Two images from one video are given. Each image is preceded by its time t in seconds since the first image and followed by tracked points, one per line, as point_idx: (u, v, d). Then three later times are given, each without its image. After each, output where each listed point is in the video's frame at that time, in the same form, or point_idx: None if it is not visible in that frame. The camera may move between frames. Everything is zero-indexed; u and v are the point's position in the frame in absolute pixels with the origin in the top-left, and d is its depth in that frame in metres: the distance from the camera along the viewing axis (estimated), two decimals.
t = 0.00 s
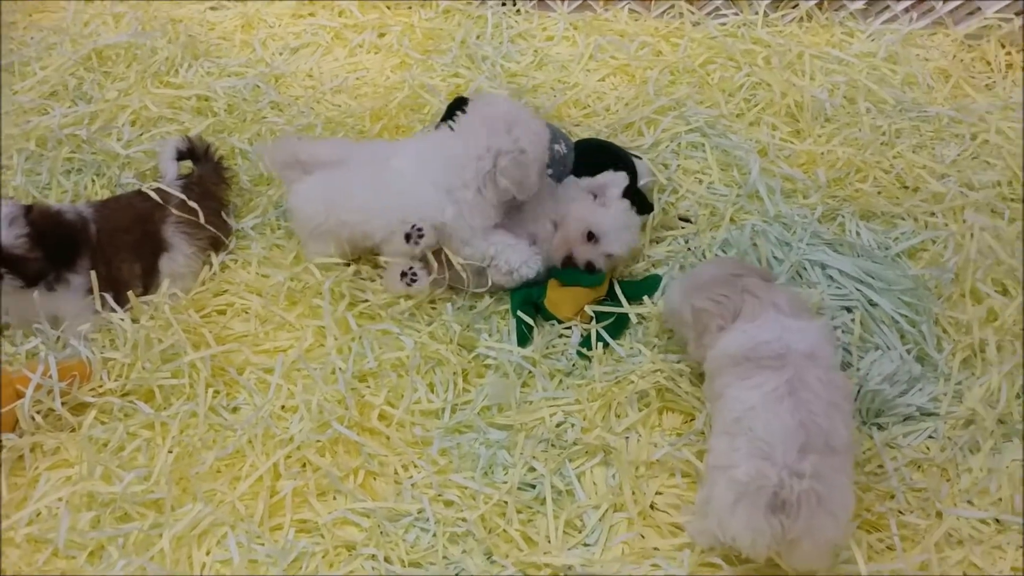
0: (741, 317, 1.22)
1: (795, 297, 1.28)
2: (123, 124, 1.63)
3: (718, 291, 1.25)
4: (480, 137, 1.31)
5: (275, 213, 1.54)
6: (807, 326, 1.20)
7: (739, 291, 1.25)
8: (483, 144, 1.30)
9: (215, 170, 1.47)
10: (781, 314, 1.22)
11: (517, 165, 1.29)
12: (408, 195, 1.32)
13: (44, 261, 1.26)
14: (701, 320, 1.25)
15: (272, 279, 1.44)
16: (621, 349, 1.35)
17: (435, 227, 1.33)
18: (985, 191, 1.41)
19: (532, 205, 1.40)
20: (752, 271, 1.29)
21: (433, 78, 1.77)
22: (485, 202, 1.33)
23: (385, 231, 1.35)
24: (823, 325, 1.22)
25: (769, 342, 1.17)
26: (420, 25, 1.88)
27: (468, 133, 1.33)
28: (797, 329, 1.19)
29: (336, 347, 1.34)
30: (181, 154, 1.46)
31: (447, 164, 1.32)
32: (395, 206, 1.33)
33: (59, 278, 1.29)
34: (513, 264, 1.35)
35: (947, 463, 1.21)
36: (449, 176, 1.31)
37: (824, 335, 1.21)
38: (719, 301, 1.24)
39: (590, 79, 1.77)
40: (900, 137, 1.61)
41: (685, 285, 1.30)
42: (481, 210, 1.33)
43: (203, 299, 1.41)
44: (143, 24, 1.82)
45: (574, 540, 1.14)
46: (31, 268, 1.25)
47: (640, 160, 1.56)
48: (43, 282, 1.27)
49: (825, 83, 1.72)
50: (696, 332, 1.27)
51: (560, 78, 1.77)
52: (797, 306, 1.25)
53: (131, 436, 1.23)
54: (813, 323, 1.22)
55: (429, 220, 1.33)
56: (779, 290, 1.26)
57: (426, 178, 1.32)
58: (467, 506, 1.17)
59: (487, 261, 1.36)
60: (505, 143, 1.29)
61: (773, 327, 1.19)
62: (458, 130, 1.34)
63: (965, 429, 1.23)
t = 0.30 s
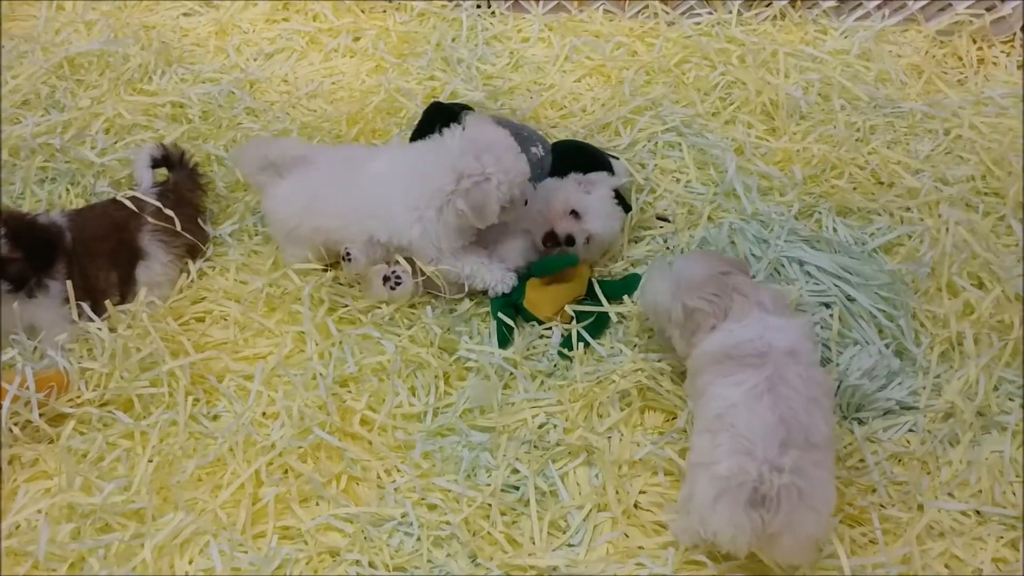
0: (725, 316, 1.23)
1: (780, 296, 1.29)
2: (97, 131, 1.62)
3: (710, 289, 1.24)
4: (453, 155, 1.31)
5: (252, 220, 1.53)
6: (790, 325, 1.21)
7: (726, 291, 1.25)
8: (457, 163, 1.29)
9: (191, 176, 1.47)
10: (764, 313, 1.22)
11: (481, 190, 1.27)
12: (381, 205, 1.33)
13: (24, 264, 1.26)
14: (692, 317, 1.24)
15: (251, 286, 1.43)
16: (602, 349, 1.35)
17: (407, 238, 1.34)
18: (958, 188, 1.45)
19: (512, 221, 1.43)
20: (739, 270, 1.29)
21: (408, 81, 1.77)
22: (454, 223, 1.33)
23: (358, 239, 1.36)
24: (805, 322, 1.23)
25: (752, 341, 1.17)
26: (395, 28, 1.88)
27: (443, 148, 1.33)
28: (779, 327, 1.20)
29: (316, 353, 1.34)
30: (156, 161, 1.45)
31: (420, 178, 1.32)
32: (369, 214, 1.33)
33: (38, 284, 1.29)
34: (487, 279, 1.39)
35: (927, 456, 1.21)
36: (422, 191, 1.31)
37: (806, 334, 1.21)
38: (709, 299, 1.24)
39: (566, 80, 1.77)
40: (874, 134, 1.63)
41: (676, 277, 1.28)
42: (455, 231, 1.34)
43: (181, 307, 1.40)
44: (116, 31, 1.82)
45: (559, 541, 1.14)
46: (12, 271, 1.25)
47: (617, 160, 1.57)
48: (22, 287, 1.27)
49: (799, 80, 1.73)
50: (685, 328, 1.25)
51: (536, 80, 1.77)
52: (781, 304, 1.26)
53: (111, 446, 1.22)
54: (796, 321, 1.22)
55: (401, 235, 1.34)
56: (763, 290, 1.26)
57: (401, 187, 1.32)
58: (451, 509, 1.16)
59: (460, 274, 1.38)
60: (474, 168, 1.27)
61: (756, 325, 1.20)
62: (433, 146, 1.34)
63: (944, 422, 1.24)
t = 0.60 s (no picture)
0: (710, 308, 1.23)
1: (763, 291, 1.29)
2: (81, 134, 1.61)
3: (692, 279, 1.24)
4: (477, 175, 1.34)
5: (238, 220, 1.53)
6: (775, 319, 1.22)
7: (708, 282, 1.25)
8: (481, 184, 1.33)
9: (175, 178, 1.46)
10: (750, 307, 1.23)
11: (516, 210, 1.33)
12: (389, 208, 1.33)
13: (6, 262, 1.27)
14: (670, 304, 1.23)
15: (238, 287, 1.43)
16: (590, 347, 1.35)
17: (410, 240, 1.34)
18: (942, 182, 1.51)
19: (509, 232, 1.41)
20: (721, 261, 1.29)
21: (394, 80, 1.76)
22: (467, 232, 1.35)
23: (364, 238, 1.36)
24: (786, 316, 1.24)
25: (740, 337, 1.18)
26: (380, 27, 1.88)
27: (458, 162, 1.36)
28: (767, 322, 1.20)
29: (304, 354, 1.34)
30: (140, 163, 1.45)
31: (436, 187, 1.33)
32: (377, 213, 1.33)
33: (21, 283, 1.29)
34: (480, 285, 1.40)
35: (915, 450, 1.21)
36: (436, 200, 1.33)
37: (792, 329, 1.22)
38: (690, 288, 1.23)
39: (552, 78, 1.77)
40: (859, 129, 1.63)
41: (658, 260, 1.26)
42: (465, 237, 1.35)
43: (167, 309, 1.39)
44: (98, 32, 1.81)
45: (549, 539, 1.14)
46: None
47: (603, 159, 1.57)
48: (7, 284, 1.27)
49: (784, 76, 1.73)
50: (663, 313, 1.25)
51: (522, 78, 1.77)
52: (765, 298, 1.26)
53: (98, 449, 1.21)
54: (782, 315, 1.23)
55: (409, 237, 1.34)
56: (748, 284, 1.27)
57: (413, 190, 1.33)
58: (441, 509, 1.16)
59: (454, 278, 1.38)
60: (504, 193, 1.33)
61: (743, 320, 1.20)
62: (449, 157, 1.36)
63: (932, 416, 1.24)
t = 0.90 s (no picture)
0: (697, 303, 1.23)
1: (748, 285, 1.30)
2: (74, 134, 1.61)
3: (677, 269, 1.24)
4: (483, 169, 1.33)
5: (232, 220, 1.52)
6: (765, 313, 1.22)
7: (696, 274, 1.25)
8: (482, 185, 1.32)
9: (168, 178, 1.46)
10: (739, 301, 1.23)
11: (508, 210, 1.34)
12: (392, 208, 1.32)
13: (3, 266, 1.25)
14: (653, 290, 1.24)
15: (232, 287, 1.43)
16: (585, 344, 1.35)
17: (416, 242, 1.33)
18: (934, 178, 1.51)
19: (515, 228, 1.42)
20: (709, 252, 1.29)
21: (387, 79, 1.76)
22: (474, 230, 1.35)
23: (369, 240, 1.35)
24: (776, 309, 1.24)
25: (729, 334, 1.18)
26: (372, 26, 1.88)
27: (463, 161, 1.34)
28: (757, 316, 1.21)
29: (299, 354, 1.34)
30: (133, 162, 1.44)
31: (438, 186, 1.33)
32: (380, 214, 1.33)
33: (16, 281, 1.28)
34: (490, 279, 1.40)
35: (909, 445, 1.22)
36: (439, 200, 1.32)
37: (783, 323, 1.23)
38: (675, 278, 1.23)
39: (544, 75, 1.77)
40: (852, 125, 1.64)
41: (647, 245, 1.27)
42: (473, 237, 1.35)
43: (161, 309, 1.39)
44: (91, 32, 1.81)
45: (545, 536, 1.14)
46: None
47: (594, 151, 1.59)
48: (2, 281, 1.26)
49: (776, 73, 1.73)
50: (646, 298, 1.25)
51: (514, 76, 1.77)
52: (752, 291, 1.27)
53: (93, 450, 1.21)
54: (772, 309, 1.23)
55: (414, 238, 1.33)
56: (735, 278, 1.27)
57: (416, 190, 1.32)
58: (437, 507, 1.16)
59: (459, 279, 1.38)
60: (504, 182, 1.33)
61: (732, 314, 1.21)
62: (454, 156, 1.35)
63: (925, 411, 1.25)
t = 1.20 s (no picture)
0: (693, 297, 1.24)
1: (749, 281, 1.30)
2: (73, 133, 1.60)
3: (680, 255, 1.26)
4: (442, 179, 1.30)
5: (231, 219, 1.52)
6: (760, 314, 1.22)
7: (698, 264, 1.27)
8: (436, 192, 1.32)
9: (167, 176, 1.45)
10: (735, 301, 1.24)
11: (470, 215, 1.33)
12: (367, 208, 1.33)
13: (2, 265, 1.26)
14: (654, 271, 1.26)
15: (231, 286, 1.42)
16: (585, 341, 1.35)
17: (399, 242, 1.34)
18: (933, 174, 1.51)
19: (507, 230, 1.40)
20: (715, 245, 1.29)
21: (386, 77, 1.76)
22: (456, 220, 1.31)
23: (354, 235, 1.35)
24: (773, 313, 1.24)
25: (723, 335, 1.19)
26: (371, 24, 1.87)
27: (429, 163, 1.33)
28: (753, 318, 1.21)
29: (299, 352, 1.34)
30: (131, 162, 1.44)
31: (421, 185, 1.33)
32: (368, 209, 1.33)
33: (16, 279, 1.28)
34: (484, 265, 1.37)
35: (909, 441, 1.22)
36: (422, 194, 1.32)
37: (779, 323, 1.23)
38: (677, 263, 1.26)
39: (544, 73, 1.77)
40: (851, 122, 1.64)
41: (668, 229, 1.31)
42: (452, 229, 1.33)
43: (161, 308, 1.39)
44: (89, 31, 1.80)
45: (546, 534, 1.14)
46: None
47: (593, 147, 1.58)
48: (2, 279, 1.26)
49: (775, 70, 1.73)
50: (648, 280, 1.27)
51: (514, 73, 1.77)
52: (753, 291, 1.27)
53: (94, 449, 1.21)
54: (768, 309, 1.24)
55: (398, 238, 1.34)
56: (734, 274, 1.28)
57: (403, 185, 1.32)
58: (438, 505, 1.16)
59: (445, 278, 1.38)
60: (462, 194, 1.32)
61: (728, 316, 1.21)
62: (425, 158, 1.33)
63: (926, 408, 1.25)
